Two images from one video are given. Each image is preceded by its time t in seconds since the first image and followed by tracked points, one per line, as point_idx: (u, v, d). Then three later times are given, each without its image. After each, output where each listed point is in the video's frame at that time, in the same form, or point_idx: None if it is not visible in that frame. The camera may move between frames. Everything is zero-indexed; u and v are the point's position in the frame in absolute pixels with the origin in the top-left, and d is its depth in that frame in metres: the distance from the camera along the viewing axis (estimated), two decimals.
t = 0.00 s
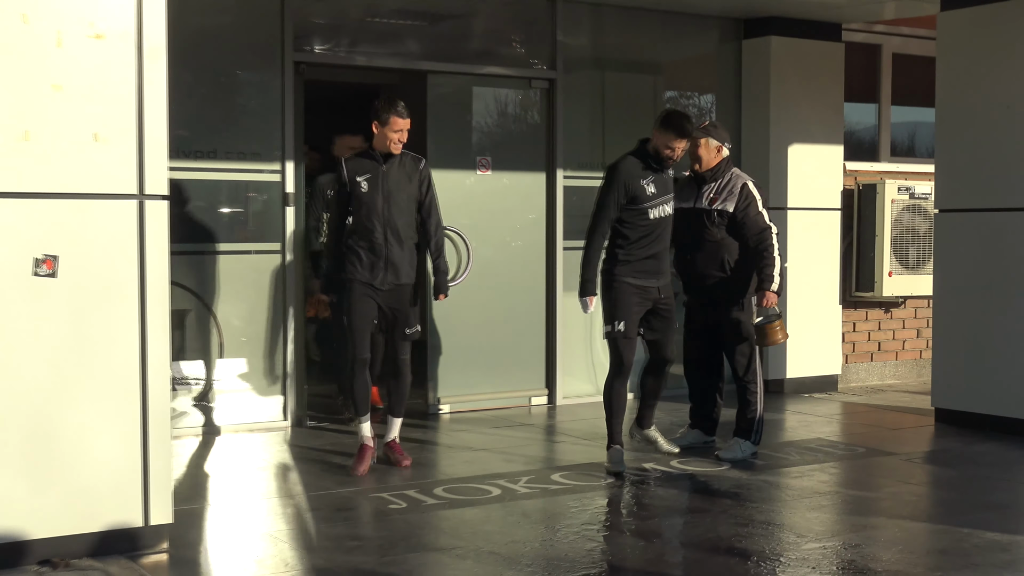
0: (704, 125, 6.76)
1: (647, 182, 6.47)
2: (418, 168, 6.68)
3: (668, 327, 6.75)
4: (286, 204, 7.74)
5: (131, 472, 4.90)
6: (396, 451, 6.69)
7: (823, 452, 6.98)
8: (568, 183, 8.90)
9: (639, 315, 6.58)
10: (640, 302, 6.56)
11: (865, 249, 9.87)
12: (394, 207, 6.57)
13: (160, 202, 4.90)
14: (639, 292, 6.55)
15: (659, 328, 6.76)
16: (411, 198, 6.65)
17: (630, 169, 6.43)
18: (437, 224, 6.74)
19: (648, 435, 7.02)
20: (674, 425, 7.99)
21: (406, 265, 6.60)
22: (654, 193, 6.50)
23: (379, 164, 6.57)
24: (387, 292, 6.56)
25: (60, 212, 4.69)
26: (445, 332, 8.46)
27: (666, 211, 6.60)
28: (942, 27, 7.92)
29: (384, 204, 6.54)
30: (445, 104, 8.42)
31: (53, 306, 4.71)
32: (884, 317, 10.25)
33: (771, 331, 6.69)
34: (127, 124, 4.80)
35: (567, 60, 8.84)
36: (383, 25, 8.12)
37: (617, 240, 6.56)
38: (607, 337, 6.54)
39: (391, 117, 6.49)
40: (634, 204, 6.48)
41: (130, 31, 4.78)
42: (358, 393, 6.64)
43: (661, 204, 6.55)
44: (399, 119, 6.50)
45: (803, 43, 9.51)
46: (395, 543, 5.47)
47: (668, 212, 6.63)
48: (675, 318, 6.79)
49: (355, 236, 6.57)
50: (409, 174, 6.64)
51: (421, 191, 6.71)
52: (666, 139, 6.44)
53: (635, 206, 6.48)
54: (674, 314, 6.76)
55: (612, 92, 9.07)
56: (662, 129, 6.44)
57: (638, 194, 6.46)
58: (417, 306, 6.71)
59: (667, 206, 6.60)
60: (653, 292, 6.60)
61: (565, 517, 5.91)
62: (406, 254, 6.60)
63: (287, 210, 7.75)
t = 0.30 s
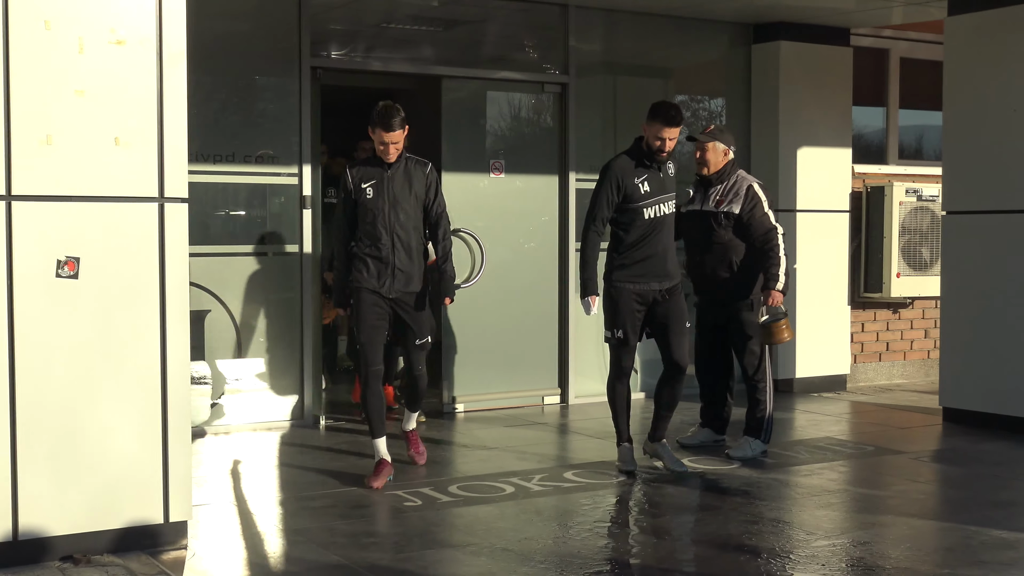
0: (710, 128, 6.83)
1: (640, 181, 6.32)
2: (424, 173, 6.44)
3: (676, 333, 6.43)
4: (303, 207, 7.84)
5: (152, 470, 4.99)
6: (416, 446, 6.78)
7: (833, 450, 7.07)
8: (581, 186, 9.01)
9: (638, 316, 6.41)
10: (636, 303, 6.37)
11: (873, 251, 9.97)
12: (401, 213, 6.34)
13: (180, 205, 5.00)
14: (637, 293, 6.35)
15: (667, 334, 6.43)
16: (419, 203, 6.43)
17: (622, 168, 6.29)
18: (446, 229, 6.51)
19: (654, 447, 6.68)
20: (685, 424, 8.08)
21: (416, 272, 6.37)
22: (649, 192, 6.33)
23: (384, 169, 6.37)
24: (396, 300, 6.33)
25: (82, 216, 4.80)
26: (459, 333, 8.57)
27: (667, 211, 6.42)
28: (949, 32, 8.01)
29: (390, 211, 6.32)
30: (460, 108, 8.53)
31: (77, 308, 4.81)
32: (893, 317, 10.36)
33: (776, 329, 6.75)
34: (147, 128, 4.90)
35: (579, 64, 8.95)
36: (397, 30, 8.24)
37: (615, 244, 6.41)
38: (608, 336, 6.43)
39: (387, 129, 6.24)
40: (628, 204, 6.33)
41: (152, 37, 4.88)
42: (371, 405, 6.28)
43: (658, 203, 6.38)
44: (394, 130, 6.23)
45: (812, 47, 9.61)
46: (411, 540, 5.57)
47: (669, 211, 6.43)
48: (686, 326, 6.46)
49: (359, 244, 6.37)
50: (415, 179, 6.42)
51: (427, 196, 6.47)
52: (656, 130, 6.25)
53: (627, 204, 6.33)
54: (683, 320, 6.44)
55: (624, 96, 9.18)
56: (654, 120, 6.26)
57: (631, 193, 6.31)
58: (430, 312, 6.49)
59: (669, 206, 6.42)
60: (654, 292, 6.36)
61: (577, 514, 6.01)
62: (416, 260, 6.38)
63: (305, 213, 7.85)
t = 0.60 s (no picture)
0: (726, 128, 6.84)
1: (649, 182, 6.17)
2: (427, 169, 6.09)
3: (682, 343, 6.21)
4: (317, 207, 7.88)
5: (166, 471, 4.99)
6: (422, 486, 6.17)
7: (847, 452, 7.06)
8: (594, 188, 9.01)
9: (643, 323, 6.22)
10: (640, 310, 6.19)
11: (887, 252, 9.96)
12: (403, 211, 6.00)
13: (194, 206, 4.99)
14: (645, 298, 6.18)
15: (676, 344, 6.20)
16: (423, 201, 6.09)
17: (632, 168, 6.18)
18: (448, 230, 6.16)
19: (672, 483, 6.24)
20: (698, 425, 8.07)
21: (421, 270, 6.02)
22: (658, 195, 6.16)
23: (388, 165, 6.03)
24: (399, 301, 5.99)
25: (96, 218, 4.80)
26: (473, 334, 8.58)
27: (682, 218, 6.19)
28: (962, 32, 7.99)
29: (392, 209, 5.99)
30: (472, 109, 8.55)
31: (91, 309, 4.81)
32: (907, 318, 10.35)
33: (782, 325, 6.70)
34: (162, 130, 4.89)
35: (592, 66, 8.95)
36: (411, 31, 8.24)
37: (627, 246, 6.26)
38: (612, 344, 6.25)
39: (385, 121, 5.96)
40: (636, 205, 6.20)
41: (165, 38, 4.87)
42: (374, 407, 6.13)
43: (669, 208, 6.18)
44: (396, 118, 5.94)
45: (825, 48, 9.60)
46: (424, 541, 5.55)
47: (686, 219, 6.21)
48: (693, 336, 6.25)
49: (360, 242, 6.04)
50: (419, 175, 6.08)
51: (431, 193, 6.12)
52: (670, 121, 6.14)
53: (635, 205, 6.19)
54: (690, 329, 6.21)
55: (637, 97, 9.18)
56: (671, 116, 6.15)
57: (639, 194, 6.17)
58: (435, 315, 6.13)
59: (685, 213, 6.20)
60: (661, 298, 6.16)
61: (590, 515, 6.00)
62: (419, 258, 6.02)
63: (318, 213, 7.89)
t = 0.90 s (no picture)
0: (739, 129, 6.87)
1: (646, 171, 5.74)
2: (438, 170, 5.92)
3: (693, 349, 5.82)
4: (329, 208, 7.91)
5: (180, 471, 4.95)
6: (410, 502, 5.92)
7: (859, 453, 7.05)
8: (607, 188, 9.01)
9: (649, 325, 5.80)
10: (644, 311, 5.76)
11: (901, 253, 9.95)
12: (416, 216, 5.77)
13: (207, 207, 4.98)
14: (648, 297, 5.75)
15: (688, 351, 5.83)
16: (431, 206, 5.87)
17: (631, 157, 5.81)
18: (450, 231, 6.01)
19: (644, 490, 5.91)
20: (711, 426, 8.07)
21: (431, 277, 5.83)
22: (654, 185, 5.72)
23: (398, 168, 5.76)
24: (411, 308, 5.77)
25: (110, 217, 4.77)
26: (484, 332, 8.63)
27: (683, 211, 5.70)
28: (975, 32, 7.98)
29: (406, 215, 5.74)
30: (485, 109, 8.57)
31: (105, 311, 4.78)
32: (921, 319, 10.34)
33: (795, 322, 6.69)
34: (174, 130, 4.88)
35: (605, 66, 8.95)
36: (424, 31, 8.26)
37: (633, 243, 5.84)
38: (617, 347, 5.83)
39: (427, 116, 5.74)
40: (636, 196, 5.79)
41: (179, 39, 4.86)
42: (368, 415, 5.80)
43: (667, 199, 5.70)
44: (437, 117, 5.77)
45: (838, 48, 9.60)
46: (437, 541, 5.49)
47: (687, 212, 5.71)
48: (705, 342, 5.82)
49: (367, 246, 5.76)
50: (428, 180, 5.86)
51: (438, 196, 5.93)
52: (666, 104, 5.69)
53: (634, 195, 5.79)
54: (698, 334, 5.78)
55: (650, 97, 9.18)
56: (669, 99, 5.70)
57: (636, 184, 5.77)
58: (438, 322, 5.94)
59: (687, 206, 5.71)
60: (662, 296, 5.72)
61: (603, 514, 5.97)
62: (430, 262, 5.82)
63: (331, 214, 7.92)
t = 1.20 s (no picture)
0: (743, 130, 6.89)
1: (623, 176, 5.23)
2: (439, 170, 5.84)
3: (690, 368, 5.25)
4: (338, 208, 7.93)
5: (188, 470, 4.96)
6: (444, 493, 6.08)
7: (867, 454, 7.05)
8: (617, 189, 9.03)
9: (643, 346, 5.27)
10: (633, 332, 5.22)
11: (911, 253, 9.95)
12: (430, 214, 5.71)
13: (216, 206, 4.98)
14: (635, 312, 5.21)
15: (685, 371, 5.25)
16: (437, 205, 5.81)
17: (609, 162, 5.31)
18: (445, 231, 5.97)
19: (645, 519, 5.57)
20: (719, 426, 8.08)
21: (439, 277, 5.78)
22: (630, 189, 5.20)
23: (418, 168, 5.67)
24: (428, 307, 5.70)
25: (121, 216, 4.77)
26: (492, 331, 8.67)
27: (665, 215, 5.15)
28: (983, 32, 7.98)
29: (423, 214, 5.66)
30: (494, 109, 8.59)
31: (114, 311, 4.78)
32: (930, 320, 10.34)
33: (801, 317, 6.68)
34: (184, 130, 4.88)
35: (614, 66, 8.96)
36: (432, 32, 8.28)
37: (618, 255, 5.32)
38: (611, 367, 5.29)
39: (448, 115, 5.68)
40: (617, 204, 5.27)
41: (188, 39, 4.86)
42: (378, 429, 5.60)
43: (645, 204, 5.17)
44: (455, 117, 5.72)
45: (848, 47, 9.59)
46: (444, 541, 5.48)
47: (668, 215, 5.15)
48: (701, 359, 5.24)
49: (381, 247, 5.61)
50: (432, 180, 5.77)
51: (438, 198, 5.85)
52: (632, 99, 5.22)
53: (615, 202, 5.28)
54: (693, 351, 5.21)
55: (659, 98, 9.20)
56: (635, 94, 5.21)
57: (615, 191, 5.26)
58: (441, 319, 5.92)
59: (668, 209, 5.15)
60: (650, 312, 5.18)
61: (611, 515, 5.97)
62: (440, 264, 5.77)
63: (340, 214, 7.94)
